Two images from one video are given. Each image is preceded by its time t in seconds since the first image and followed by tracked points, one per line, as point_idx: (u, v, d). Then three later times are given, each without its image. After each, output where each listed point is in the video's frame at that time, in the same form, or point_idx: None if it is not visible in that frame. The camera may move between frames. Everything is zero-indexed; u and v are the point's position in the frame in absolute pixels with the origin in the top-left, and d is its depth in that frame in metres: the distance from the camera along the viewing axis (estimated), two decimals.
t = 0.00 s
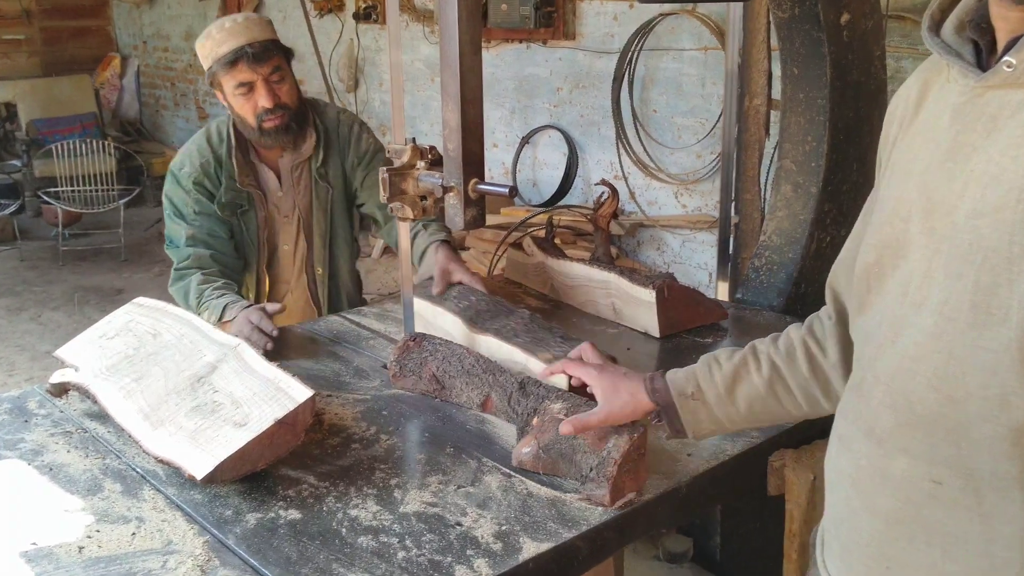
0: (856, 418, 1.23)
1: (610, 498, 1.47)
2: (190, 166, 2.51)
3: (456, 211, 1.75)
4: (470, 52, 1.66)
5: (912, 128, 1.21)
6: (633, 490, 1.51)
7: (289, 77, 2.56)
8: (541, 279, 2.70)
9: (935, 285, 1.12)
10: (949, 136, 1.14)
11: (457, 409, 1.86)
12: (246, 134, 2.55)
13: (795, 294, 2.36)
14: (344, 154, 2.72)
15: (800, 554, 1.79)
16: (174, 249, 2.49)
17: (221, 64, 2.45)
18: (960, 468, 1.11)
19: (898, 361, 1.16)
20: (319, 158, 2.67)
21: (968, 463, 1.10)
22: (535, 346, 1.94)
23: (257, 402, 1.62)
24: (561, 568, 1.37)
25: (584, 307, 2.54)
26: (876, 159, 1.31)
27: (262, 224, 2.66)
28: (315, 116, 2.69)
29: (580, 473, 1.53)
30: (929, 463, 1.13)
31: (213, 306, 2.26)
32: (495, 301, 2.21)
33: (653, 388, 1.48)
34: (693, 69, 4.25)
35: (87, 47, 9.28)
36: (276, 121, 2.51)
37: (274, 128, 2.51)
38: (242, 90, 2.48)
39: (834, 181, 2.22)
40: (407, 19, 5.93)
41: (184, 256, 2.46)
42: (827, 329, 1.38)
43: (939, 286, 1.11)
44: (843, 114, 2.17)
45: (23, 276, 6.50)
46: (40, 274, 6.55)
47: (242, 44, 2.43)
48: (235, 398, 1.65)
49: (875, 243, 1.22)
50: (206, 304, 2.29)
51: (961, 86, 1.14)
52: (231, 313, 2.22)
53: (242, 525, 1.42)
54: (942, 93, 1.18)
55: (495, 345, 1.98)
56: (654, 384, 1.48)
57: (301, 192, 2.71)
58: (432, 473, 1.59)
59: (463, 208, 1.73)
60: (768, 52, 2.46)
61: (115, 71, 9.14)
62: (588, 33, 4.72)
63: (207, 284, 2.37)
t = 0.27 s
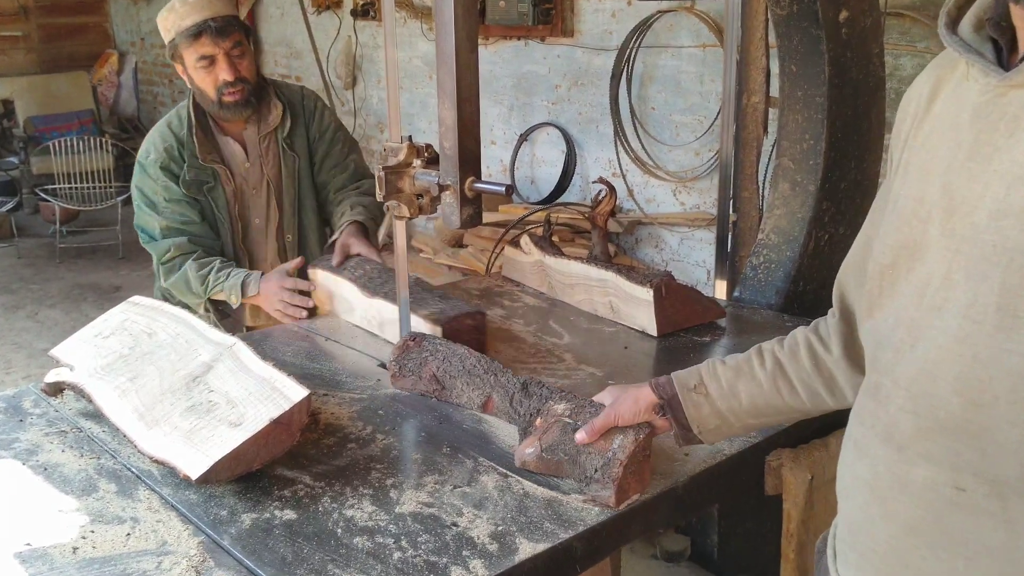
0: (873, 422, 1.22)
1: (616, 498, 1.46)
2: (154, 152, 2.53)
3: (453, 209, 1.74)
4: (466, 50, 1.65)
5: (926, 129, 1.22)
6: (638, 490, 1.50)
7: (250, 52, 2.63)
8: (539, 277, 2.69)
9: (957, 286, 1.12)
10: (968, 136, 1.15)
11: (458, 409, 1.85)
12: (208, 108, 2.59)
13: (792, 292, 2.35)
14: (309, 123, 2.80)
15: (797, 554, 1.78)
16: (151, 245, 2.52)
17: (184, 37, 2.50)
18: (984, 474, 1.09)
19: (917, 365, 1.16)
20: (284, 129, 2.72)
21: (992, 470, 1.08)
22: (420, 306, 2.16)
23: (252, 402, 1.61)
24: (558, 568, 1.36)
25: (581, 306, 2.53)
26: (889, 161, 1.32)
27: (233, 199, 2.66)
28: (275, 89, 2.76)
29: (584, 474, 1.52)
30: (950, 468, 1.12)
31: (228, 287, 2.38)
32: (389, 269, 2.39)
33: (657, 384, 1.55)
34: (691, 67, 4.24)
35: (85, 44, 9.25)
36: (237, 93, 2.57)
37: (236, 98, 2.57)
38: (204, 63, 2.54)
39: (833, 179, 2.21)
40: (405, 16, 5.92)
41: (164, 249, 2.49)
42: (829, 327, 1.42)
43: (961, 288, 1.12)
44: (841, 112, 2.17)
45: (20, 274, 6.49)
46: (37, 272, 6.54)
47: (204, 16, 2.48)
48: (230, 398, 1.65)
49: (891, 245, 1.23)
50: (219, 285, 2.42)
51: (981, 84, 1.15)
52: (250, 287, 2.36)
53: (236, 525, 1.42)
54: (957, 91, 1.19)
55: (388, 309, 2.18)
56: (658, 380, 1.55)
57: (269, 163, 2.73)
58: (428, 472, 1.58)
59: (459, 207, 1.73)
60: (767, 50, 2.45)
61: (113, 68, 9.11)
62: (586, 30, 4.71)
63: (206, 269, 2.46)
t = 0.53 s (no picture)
0: (894, 425, 1.18)
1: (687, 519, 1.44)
2: (126, 141, 2.55)
3: (448, 209, 1.74)
4: (461, 50, 1.65)
5: (948, 130, 1.17)
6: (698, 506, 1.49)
7: (224, 42, 2.62)
8: (535, 276, 2.69)
9: (982, 289, 1.07)
10: (990, 139, 1.10)
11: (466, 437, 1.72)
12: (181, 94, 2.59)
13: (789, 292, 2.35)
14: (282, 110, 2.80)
15: (792, 554, 1.78)
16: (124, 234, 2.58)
17: (158, 23, 2.48)
18: (1011, 479, 1.04)
19: (940, 368, 1.11)
20: (258, 116, 2.71)
21: (1016, 474, 1.04)
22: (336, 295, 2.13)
23: (247, 402, 1.61)
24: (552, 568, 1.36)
25: (578, 305, 2.53)
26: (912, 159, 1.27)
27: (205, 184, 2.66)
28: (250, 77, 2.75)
29: (642, 498, 1.47)
30: (974, 472, 1.07)
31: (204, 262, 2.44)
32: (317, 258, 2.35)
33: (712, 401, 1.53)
34: (688, 66, 4.24)
35: (83, 44, 9.25)
36: (208, 81, 2.56)
37: (209, 84, 2.56)
38: (177, 50, 2.52)
39: (828, 178, 2.22)
40: (403, 16, 5.93)
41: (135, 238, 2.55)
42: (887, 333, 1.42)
43: (985, 291, 1.07)
44: (837, 111, 2.17)
45: (19, 273, 6.50)
46: (35, 271, 6.53)
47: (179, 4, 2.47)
48: (226, 398, 1.65)
49: (912, 248, 1.19)
50: (196, 268, 2.46)
51: (1002, 86, 1.09)
52: (224, 267, 2.40)
53: (231, 525, 1.42)
54: (979, 91, 1.13)
55: (313, 300, 2.16)
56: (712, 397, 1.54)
57: (243, 148, 2.71)
58: (423, 472, 1.59)
59: (455, 207, 1.73)
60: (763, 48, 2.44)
61: (111, 68, 9.11)
62: (584, 29, 4.71)
63: (178, 252, 2.51)
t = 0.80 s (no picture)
0: (925, 424, 1.17)
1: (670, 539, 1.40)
2: (123, 133, 2.55)
3: (446, 208, 1.74)
4: (459, 50, 1.65)
5: (978, 132, 1.16)
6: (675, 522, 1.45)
7: (220, 35, 2.62)
8: (534, 275, 2.69)
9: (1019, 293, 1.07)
10: None
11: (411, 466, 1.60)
12: (176, 85, 2.59)
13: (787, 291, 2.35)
14: (273, 106, 2.79)
15: (790, 553, 1.78)
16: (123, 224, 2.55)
17: (156, 13, 2.48)
18: None
19: (974, 369, 1.11)
20: (250, 110, 2.71)
21: None
22: (341, 302, 2.09)
23: (245, 401, 1.61)
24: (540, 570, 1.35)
25: (576, 305, 2.53)
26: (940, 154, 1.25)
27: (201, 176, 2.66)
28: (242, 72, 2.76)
29: (620, 519, 1.41)
30: (1001, 469, 1.07)
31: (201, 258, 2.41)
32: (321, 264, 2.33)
33: (685, 416, 1.46)
34: (687, 65, 4.24)
35: (82, 43, 9.25)
36: (204, 73, 2.56)
37: (205, 76, 2.56)
38: (175, 41, 2.52)
39: (827, 178, 2.22)
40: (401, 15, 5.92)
41: (136, 228, 2.53)
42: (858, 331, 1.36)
43: None
44: (836, 111, 2.17)
45: (18, 272, 6.49)
46: (34, 270, 6.53)
47: None
48: (223, 397, 1.64)
49: (944, 248, 1.18)
50: (190, 263, 2.44)
51: None
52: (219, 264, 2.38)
53: (229, 525, 1.42)
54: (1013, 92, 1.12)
55: (314, 306, 2.14)
56: (684, 412, 1.47)
57: (233, 142, 2.72)
58: (422, 473, 1.58)
59: (453, 206, 1.73)
60: (762, 48, 2.45)
61: (110, 66, 9.10)
62: (582, 28, 4.70)
63: (177, 245, 2.49)
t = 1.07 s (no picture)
0: (905, 408, 1.20)
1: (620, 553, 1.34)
2: (126, 130, 2.56)
3: (447, 208, 1.75)
4: (460, 50, 1.66)
5: (953, 119, 1.22)
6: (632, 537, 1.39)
7: (225, 35, 2.64)
8: (534, 274, 2.70)
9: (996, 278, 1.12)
10: (1008, 129, 1.14)
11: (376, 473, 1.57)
12: (180, 84, 2.61)
13: (786, 290, 2.36)
14: (274, 104, 2.80)
15: (789, 551, 1.78)
16: (128, 219, 2.55)
17: (164, 11, 2.51)
18: (1016, 458, 1.07)
19: (951, 351, 1.15)
20: (251, 107, 2.72)
21: None
22: (349, 305, 2.06)
23: (244, 400, 1.62)
24: None
25: (576, 304, 2.54)
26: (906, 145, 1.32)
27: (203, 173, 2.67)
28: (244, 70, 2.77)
29: (572, 533, 1.36)
30: (984, 451, 1.10)
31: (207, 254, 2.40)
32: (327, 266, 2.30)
33: (640, 430, 1.41)
34: (686, 65, 4.25)
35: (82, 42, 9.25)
36: (207, 71, 2.58)
37: (208, 75, 2.58)
38: (179, 39, 2.55)
39: (826, 178, 2.23)
40: (401, 14, 5.93)
41: (143, 222, 2.53)
42: (805, 325, 1.40)
43: (998, 277, 1.11)
44: (835, 112, 2.18)
45: (19, 271, 6.50)
46: (34, 269, 6.54)
47: None
48: (223, 396, 1.65)
49: (922, 234, 1.22)
50: (198, 255, 2.43)
51: (1017, 75, 1.14)
52: (228, 257, 2.37)
53: (232, 522, 1.43)
54: (992, 78, 1.18)
55: (321, 309, 2.12)
56: (639, 426, 1.42)
57: (234, 140, 2.73)
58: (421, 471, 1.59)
59: (453, 206, 1.74)
60: (761, 49, 2.46)
61: (110, 65, 9.10)
62: (582, 28, 4.71)
63: (184, 239, 2.49)
